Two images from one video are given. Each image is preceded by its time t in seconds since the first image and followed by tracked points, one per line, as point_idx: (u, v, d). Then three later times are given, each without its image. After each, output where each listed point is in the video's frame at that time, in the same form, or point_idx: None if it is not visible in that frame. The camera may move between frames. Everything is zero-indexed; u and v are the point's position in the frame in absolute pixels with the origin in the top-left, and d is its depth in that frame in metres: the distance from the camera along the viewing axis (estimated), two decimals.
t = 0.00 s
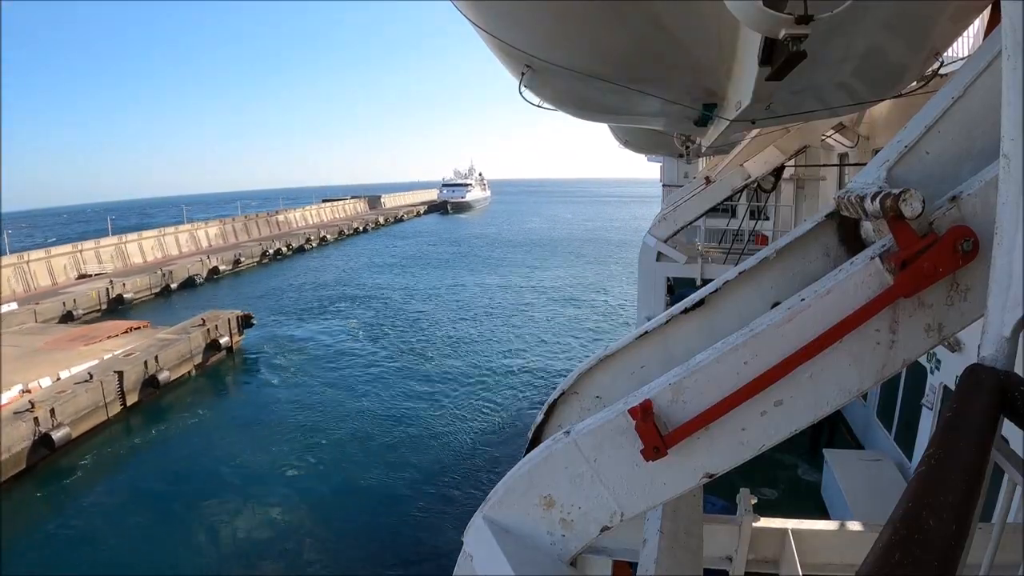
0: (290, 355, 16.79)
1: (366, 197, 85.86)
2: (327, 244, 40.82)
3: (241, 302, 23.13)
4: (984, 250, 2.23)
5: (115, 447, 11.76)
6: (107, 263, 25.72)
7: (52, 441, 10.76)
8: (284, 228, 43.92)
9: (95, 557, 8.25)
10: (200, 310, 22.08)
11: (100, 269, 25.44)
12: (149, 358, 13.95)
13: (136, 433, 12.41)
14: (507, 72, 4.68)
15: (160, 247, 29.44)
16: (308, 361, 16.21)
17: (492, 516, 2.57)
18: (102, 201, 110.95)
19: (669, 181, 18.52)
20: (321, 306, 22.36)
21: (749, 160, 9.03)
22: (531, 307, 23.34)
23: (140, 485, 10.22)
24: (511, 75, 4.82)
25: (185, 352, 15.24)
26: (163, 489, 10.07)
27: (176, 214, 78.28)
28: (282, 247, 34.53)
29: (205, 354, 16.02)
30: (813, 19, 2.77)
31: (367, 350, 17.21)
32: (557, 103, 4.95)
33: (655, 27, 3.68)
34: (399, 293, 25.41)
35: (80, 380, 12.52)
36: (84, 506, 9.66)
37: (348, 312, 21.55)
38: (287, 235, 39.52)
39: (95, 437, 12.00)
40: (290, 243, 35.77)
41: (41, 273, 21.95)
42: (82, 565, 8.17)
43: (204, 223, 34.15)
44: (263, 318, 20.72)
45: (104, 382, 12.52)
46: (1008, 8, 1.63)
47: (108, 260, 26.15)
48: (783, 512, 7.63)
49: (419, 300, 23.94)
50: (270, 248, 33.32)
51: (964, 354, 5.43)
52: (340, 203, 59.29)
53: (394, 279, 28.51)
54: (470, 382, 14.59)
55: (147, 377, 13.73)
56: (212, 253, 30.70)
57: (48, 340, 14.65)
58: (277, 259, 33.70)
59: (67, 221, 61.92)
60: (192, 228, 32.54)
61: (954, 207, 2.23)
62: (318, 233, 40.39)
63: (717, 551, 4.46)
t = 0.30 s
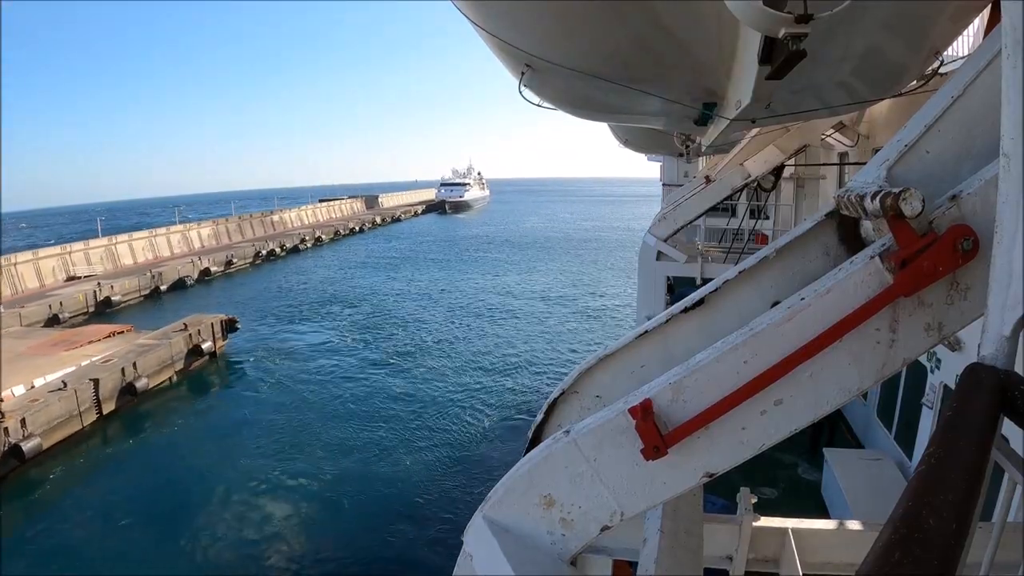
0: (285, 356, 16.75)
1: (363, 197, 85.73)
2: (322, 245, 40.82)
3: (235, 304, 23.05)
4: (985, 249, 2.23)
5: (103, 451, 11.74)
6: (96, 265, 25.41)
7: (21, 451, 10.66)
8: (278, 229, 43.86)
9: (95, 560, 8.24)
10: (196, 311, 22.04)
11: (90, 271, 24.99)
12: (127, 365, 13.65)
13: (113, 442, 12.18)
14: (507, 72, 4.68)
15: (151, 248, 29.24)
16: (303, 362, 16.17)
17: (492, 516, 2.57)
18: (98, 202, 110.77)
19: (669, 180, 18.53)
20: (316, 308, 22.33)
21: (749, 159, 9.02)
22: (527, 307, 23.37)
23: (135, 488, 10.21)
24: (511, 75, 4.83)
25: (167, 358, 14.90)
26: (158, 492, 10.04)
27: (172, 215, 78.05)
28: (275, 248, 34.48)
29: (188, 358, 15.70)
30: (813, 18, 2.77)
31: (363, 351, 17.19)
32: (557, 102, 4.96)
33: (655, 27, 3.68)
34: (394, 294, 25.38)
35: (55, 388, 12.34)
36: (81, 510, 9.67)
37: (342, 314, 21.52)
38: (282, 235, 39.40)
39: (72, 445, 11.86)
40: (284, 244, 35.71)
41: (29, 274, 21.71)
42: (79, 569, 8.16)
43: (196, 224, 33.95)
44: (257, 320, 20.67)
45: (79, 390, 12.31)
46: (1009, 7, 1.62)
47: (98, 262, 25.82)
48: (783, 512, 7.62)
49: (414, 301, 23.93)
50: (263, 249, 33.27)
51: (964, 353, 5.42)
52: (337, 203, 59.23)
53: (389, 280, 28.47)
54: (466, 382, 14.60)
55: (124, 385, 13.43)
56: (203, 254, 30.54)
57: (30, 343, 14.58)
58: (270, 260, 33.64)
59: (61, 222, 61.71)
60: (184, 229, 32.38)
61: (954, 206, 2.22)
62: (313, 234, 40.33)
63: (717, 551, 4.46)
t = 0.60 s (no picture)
0: (280, 360, 16.72)
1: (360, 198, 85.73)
2: (316, 246, 40.84)
3: (230, 307, 22.97)
4: (985, 249, 2.23)
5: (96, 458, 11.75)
6: (86, 267, 25.39)
7: None
8: (273, 230, 43.86)
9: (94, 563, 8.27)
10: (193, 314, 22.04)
11: (78, 273, 25.07)
12: (102, 373, 13.56)
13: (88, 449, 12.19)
14: (507, 72, 4.68)
15: (142, 250, 29.12)
16: (298, 367, 16.13)
17: (492, 516, 2.57)
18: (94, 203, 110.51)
19: (669, 180, 18.53)
20: (311, 311, 22.29)
21: (749, 160, 9.02)
22: (524, 309, 23.37)
23: (134, 495, 10.24)
24: (511, 75, 4.83)
25: (145, 365, 14.88)
26: (158, 498, 10.06)
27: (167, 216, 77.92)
28: (269, 249, 34.59)
29: (167, 366, 15.69)
30: (813, 18, 2.77)
31: (358, 355, 17.16)
32: (557, 102, 4.96)
33: (655, 27, 3.68)
34: (389, 296, 25.34)
35: (26, 398, 12.10)
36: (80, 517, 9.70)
37: (338, 318, 21.48)
38: (276, 237, 39.38)
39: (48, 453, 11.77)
40: (278, 245, 35.73)
41: (15, 278, 21.75)
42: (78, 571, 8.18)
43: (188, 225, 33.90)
44: (252, 324, 20.62)
45: (51, 400, 12.14)
46: (1008, 7, 1.62)
47: (88, 264, 25.74)
48: (782, 512, 7.62)
49: (410, 304, 23.91)
50: (256, 251, 33.36)
51: (964, 354, 5.43)
52: (334, 204, 59.21)
53: (385, 282, 28.41)
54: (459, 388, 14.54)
55: (99, 393, 13.39)
56: (195, 256, 30.48)
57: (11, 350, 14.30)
58: (263, 262, 33.72)
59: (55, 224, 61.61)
60: (176, 231, 32.34)
61: (954, 207, 2.23)
62: (308, 236, 40.35)
63: (717, 551, 4.46)
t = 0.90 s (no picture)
0: (276, 362, 16.68)
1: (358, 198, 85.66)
2: (311, 247, 40.89)
3: (225, 310, 22.89)
4: (985, 249, 2.23)
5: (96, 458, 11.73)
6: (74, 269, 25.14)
7: None
8: (269, 231, 43.75)
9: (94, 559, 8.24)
10: (189, 316, 21.97)
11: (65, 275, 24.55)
12: (77, 381, 13.06)
13: (74, 456, 11.93)
14: (507, 72, 4.68)
15: (133, 252, 28.91)
16: (294, 369, 16.10)
17: (493, 516, 2.57)
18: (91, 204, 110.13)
19: (669, 181, 18.54)
20: (307, 314, 22.26)
21: (748, 160, 9.01)
22: (521, 312, 23.37)
23: (132, 488, 10.21)
24: (511, 75, 4.83)
25: (124, 372, 14.42)
26: (158, 492, 10.04)
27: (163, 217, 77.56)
28: (263, 250, 34.65)
29: (148, 373, 15.30)
30: (813, 19, 2.77)
31: (355, 358, 17.14)
32: (557, 102, 4.96)
33: (655, 27, 3.68)
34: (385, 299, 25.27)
35: None
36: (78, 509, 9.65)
37: (333, 320, 21.45)
38: (271, 237, 39.32)
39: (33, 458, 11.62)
40: (271, 245, 35.75)
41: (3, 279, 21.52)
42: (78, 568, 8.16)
43: (180, 226, 33.72)
44: (247, 326, 20.57)
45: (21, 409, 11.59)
46: (1009, 6, 1.62)
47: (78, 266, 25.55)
48: (783, 512, 7.62)
49: (406, 307, 23.88)
50: (249, 252, 33.38)
51: (964, 354, 5.43)
52: (331, 204, 59.15)
53: (381, 285, 28.36)
54: (451, 396, 14.43)
55: (73, 402, 12.84)
56: (186, 258, 30.31)
57: None
58: (256, 262, 33.79)
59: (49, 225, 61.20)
60: (168, 232, 32.17)
61: (955, 206, 2.22)
62: (303, 236, 40.33)
63: (716, 551, 4.46)
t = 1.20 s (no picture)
0: (275, 364, 16.70)
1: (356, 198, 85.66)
2: (305, 248, 40.94)
3: (223, 311, 22.89)
4: (985, 249, 2.23)
5: (96, 458, 11.76)
6: (63, 270, 25.05)
7: None
8: (263, 231, 43.78)
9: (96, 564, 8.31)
10: (187, 318, 21.98)
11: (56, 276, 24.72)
12: (50, 390, 12.50)
13: (73, 457, 11.93)
14: (507, 72, 4.68)
15: (123, 253, 28.80)
16: (293, 371, 16.12)
17: (493, 516, 2.57)
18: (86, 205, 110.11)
19: (669, 181, 18.57)
20: (306, 315, 22.27)
21: (748, 160, 9.01)
22: (521, 311, 23.41)
23: (132, 492, 10.25)
24: (511, 75, 4.83)
25: (100, 379, 13.86)
26: (158, 495, 10.10)
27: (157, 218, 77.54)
28: (256, 251, 34.69)
29: (125, 380, 14.68)
30: (813, 19, 2.77)
31: (353, 359, 17.17)
32: (556, 102, 4.96)
33: (655, 27, 3.67)
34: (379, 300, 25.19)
35: None
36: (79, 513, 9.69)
37: (332, 321, 21.46)
38: (266, 237, 39.30)
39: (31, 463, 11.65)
40: (265, 246, 35.76)
41: None
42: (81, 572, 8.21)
43: (172, 227, 33.68)
44: (245, 327, 20.56)
45: None
46: (1008, 7, 1.62)
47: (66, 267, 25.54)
48: (783, 512, 7.62)
49: (405, 307, 23.93)
50: (242, 252, 33.41)
51: (963, 354, 5.43)
52: (328, 205, 59.17)
53: (379, 285, 28.40)
54: (443, 398, 14.37)
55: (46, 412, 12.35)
56: (178, 258, 30.15)
57: None
58: (249, 263, 33.85)
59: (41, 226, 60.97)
60: (160, 232, 31.97)
61: (955, 207, 2.22)
62: (297, 237, 40.36)
63: (717, 551, 4.46)
